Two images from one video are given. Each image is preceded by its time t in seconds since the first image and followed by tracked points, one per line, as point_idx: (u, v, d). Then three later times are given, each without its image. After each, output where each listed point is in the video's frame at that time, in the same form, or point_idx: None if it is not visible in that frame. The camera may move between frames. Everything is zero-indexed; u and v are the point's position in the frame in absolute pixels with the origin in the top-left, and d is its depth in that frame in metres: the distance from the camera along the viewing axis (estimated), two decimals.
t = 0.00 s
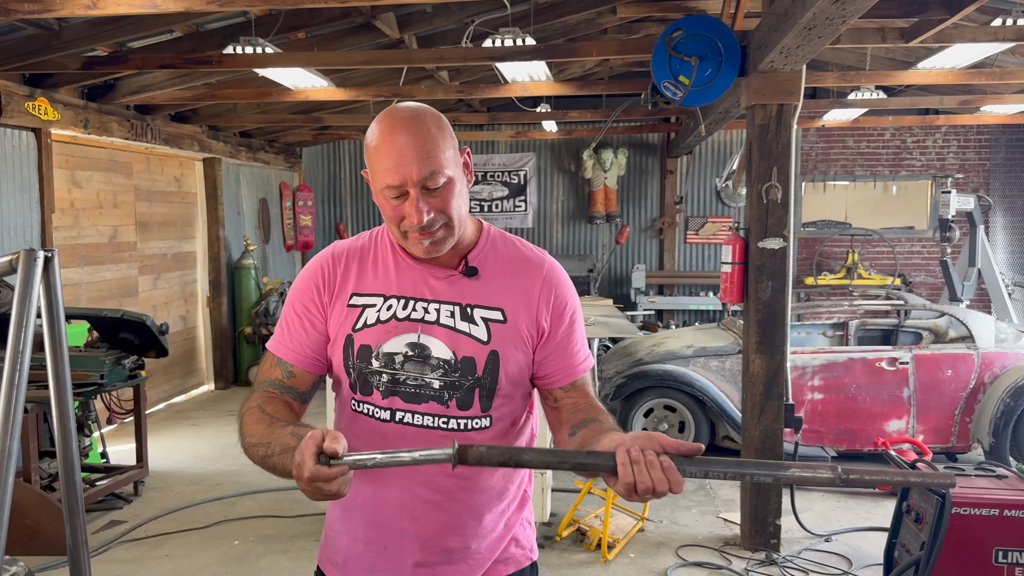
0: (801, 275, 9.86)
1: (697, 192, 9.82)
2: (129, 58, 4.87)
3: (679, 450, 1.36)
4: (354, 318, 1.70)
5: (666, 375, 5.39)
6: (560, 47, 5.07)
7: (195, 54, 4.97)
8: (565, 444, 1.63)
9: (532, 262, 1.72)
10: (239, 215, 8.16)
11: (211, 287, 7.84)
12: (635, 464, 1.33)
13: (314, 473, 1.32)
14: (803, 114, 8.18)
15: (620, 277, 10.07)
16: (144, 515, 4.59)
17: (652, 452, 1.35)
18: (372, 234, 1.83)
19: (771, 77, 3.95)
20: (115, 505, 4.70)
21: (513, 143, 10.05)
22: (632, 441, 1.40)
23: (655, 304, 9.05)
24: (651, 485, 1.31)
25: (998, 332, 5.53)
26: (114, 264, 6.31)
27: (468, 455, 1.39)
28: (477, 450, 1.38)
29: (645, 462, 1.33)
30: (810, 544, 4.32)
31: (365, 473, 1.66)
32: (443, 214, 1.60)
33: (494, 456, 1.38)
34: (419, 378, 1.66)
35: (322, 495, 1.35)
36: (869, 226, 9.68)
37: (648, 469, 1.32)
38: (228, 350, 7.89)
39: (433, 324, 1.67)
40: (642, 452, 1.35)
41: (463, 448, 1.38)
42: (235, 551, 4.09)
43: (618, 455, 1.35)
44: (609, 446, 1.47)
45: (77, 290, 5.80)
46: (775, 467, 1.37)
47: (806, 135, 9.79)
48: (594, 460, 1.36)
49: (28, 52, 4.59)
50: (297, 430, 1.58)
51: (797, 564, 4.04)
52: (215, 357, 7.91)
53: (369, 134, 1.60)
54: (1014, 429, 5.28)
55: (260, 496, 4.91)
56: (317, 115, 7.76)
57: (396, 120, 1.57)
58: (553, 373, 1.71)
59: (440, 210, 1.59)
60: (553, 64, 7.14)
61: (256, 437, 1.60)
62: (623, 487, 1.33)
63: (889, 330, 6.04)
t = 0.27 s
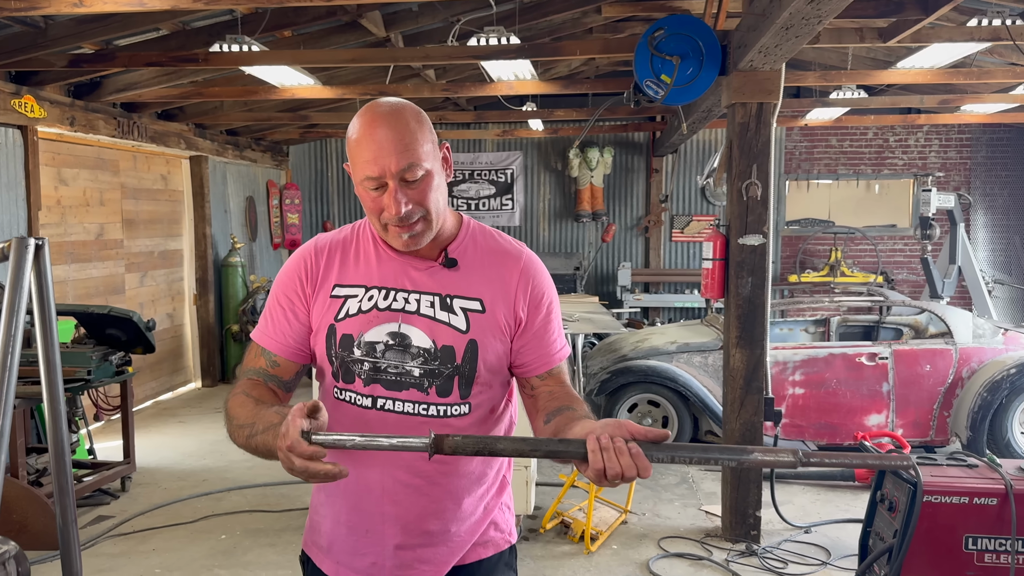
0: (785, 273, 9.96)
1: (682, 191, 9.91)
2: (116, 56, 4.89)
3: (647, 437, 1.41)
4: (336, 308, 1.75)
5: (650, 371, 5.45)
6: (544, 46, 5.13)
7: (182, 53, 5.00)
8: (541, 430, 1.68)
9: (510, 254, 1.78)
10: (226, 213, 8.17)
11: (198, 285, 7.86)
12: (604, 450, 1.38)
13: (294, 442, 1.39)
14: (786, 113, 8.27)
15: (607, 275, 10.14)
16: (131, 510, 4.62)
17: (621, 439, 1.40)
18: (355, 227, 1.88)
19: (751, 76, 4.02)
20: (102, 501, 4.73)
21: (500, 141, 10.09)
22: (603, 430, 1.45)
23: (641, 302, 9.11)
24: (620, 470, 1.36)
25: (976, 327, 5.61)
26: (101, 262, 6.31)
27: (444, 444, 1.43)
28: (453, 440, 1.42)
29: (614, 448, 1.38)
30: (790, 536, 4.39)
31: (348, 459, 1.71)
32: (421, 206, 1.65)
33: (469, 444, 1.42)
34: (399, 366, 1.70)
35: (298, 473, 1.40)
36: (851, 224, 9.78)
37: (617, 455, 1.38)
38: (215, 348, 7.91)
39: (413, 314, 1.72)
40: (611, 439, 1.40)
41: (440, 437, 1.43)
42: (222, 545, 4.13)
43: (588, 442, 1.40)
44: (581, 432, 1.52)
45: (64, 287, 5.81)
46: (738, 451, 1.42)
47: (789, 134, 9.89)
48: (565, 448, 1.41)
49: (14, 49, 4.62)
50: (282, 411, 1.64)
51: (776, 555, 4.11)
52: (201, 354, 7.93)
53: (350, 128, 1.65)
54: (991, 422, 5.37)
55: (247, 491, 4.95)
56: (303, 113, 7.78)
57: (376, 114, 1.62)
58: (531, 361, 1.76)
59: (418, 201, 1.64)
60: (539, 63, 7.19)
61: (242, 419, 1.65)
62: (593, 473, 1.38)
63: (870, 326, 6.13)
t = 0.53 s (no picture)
0: (774, 270, 10.02)
1: (672, 188, 9.96)
2: (105, 51, 4.90)
3: (626, 427, 1.43)
4: (325, 299, 1.78)
5: (639, 366, 5.49)
6: (533, 43, 5.16)
7: (172, 48, 5.01)
8: (525, 419, 1.71)
9: (495, 246, 1.81)
10: (216, 209, 8.17)
11: (188, 281, 7.86)
12: (582, 438, 1.42)
13: (278, 431, 1.42)
14: (775, 111, 8.32)
15: (597, 272, 10.18)
16: (121, 505, 4.64)
17: (600, 428, 1.43)
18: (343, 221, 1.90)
19: (738, 73, 4.06)
20: (93, 496, 4.74)
21: (490, 138, 10.11)
22: (583, 418, 1.48)
23: (631, 298, 9.16)
24: (597, 458, 1.39)
25: (961, 322, 5.67)
26: (90, 258, 6.31)
27: (426, 429, 1.46)
28: (435, 424, 1.45)
29: (592, 437, 1.42)
30: (776, 528, 4.44)
31: (334, 448, 1.74)
32: (406, 199, 1.67)
33: (450, 430, 1.45)
34: (386, 356, 1.73)
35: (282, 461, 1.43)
36: (840, 221, 9.85)
37: (595, 443, 1.41)
38: (205, 344, 7.92)
39: (400, 305, 1.75)
40: (591, 428, 1.43)
41: (422, 421, 1.46)
42: (213, 539, 4.15)
43: (568, 430, 1.44)
44: (562, 420, 1.56)
45: (54, 283, 5.81)
46: (714, 443, 1.45)
47: (778, 132, 9.94)
48: (545, 435, 1.44)
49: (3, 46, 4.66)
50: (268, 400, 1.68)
51: (762, 546, 4.15)
52: (192, 351, 7.93)
53: (338, 121, 1.68)
54: (975, 416, 5.43)
55: (238, 486, 4.97)
56: (294, 109, 7.79)
57: (363, 109, 1.64)
58: (516, 351, 1.79)
59: (403, 194, 1.67)
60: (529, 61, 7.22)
61: (230, 407, 1.69)
62: (571, 460, 1.41)
63: (856, 322, 6.18)
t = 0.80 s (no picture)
0: (765, 266, 10.07)
1: (664, 185, 9.99)
2: (96, 47, 4.90)
3: (608, 422, 1.46)
4: (313, 293, 1.80)
5: (630, 362, 5.52)
6: (524, 40, 5.18)
7: (163, 44, 5.01)
8: (511, 412, 1.73)
9: (483, 241, 1.82)
10: (208, 206, 8.17)
11: (180, 278, 7.86)
12: (565, 431, 1.44)
13: (267, 419, 1.44)
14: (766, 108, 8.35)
15: (589, 269, 10.21)
16: (113, 501, 4.64)
17: (583, 422, 1.46)
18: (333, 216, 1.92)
19: (727, 70, 4.08)
20: (84, 492, 4.75)
21: (483, 135, 10.12)
22: (567, 413, 1.50)
23: (624, 295, 9.19)
24: (578, 451, 1.42)
25: (949, 318, 5.70)
26: (82, 255, 6.31)
27: (412, 416, 1.46)
28: (420, 412, 1.46)
29: (575, 430, 1.44)
30: (765, 523, 4.47)
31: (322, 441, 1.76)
32: (396, 194, 1.69)
33: (435, 417, 1.46)
34: (374, 350, 1.75)
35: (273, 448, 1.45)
36: (831, 217, 9.90)
37: (578, 437, 1.43)
38: (197, 341, 7.92)
39: (388, 299, 1.77)
40: (573, 421, 1.46)
41: (408, 408, 1.47)
42: (204, 535, 4.16)
43: (551, 423, 1.45)
44: (546, 413, 1.58)
45: (45, 279, 5.81)
46: (696, 442, 1.44)
47: (770, 129, 9.97)
48: (529, 427, 1.46)
49: None
50: (256, 392, 1.69)
51: (751, 541, 4.18)
52: (184, 347, 7.94)
53: (327, 117, 1.70)
54: (963, 411, 5.47)
55: (230, 482, 4.98)
56: (286, 106, 7.79)
57: (353, 105, 1.66)
58: (503, 346, 1.81)
59: (393, 190, 1.69)
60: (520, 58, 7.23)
61: (220, 400, 1.70)
62: (553, 453, 1.43)
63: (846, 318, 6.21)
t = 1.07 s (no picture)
0: (757, 263, 10.10)
1: (657, 181, 10.02)
2: (88, 43, 4.89)
3: (594, 413, 1.48)
4: (304, 289, 1.81)
5: (622, 358, 5.54)
6: (517, 36, 5.18)
7: (155, 40, 5.01)
8: (500, 407, 1.75)
9: (472, 237, 1.84)
10: (201, 202, 8.16)
11: (173, 274, 7.86)
12: (551, 423, 1.45)
13: (261, 417, 1.46)
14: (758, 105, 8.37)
15: (583, 265, 10.23)
16: (105, 497, 4.65)
17: (569, 414, 1.47)
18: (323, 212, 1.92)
19: (718, 67, 4.10)
20: (77, 488, 4.75)
21: (477, 131, 10.12)
22: (552, 404, 1.51)
23: (617, 291, 9.22)
24: (565, 443, 1.43)
25: (940, 314, 5.73)
26: (74, 251, 6.30)
27: (400, 410, 1.46)
28: (409, 405, 1.45)
29: (561, 422, 1.45)
30: (756, 517, 4.50)
31: (314, 435, 1.77)
32: (398, 188, 1.70)
33: (424, 411, 1.45)
34: (365, 345, 1.76)
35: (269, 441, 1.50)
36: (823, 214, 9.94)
37: (564, 428, 1.45)
38: (190, 337, 7.92)
39: (378, 294, 1.78)
40: (559, 413, 1.47)
41: (395, 403, 1.46)
42: (197, 530, 4.17)
43: (537, 415, 1.47)
44: (534, 406, 1.59)
45: (38, 276, 5.81)
46: (680, 433, 1.45)
47: (763, 126, 10.00)
48: (516, 419, 1.47)
49: None
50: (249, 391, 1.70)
51: (742, 535, 4.21)
52: (177, 344, 7.94)
53: (326, 111, 1.69)
54: (953, 406, 5.50)
55: (222, 478, 4.99)
56: (279, 102, 7.78)
57: (356, 100, 1.66)
58: (492, 340, 1.83)
59: (396, 184, 1.70)
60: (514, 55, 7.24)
61: (214, 399, 1.72)
62: (541, 445, 1.45)
63: (838, 314, 6.24)
